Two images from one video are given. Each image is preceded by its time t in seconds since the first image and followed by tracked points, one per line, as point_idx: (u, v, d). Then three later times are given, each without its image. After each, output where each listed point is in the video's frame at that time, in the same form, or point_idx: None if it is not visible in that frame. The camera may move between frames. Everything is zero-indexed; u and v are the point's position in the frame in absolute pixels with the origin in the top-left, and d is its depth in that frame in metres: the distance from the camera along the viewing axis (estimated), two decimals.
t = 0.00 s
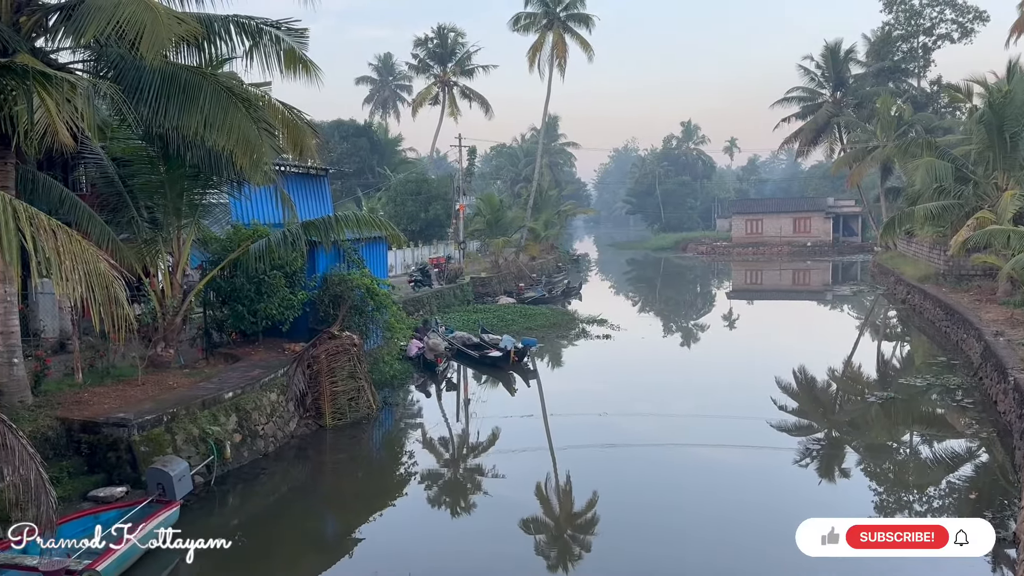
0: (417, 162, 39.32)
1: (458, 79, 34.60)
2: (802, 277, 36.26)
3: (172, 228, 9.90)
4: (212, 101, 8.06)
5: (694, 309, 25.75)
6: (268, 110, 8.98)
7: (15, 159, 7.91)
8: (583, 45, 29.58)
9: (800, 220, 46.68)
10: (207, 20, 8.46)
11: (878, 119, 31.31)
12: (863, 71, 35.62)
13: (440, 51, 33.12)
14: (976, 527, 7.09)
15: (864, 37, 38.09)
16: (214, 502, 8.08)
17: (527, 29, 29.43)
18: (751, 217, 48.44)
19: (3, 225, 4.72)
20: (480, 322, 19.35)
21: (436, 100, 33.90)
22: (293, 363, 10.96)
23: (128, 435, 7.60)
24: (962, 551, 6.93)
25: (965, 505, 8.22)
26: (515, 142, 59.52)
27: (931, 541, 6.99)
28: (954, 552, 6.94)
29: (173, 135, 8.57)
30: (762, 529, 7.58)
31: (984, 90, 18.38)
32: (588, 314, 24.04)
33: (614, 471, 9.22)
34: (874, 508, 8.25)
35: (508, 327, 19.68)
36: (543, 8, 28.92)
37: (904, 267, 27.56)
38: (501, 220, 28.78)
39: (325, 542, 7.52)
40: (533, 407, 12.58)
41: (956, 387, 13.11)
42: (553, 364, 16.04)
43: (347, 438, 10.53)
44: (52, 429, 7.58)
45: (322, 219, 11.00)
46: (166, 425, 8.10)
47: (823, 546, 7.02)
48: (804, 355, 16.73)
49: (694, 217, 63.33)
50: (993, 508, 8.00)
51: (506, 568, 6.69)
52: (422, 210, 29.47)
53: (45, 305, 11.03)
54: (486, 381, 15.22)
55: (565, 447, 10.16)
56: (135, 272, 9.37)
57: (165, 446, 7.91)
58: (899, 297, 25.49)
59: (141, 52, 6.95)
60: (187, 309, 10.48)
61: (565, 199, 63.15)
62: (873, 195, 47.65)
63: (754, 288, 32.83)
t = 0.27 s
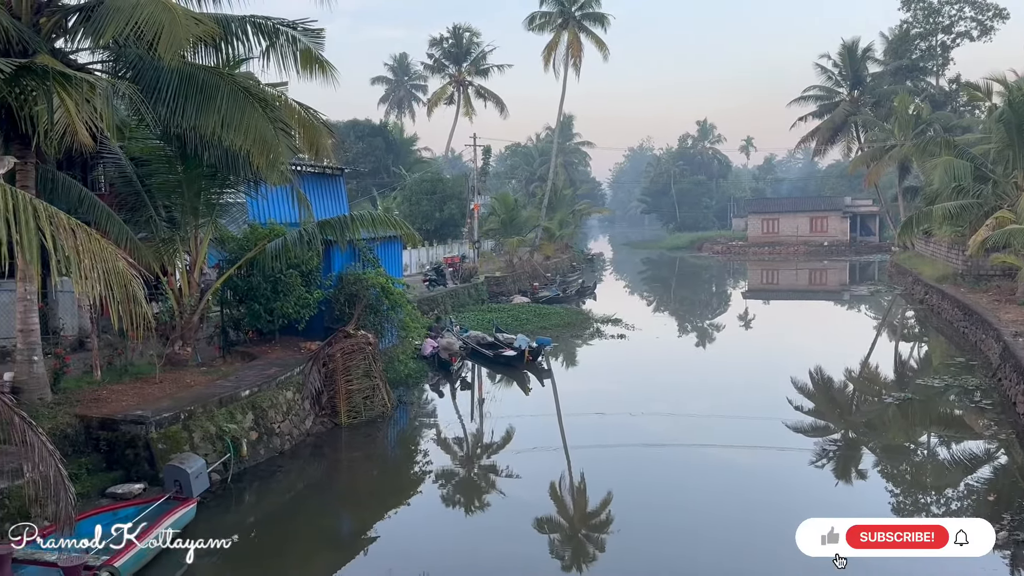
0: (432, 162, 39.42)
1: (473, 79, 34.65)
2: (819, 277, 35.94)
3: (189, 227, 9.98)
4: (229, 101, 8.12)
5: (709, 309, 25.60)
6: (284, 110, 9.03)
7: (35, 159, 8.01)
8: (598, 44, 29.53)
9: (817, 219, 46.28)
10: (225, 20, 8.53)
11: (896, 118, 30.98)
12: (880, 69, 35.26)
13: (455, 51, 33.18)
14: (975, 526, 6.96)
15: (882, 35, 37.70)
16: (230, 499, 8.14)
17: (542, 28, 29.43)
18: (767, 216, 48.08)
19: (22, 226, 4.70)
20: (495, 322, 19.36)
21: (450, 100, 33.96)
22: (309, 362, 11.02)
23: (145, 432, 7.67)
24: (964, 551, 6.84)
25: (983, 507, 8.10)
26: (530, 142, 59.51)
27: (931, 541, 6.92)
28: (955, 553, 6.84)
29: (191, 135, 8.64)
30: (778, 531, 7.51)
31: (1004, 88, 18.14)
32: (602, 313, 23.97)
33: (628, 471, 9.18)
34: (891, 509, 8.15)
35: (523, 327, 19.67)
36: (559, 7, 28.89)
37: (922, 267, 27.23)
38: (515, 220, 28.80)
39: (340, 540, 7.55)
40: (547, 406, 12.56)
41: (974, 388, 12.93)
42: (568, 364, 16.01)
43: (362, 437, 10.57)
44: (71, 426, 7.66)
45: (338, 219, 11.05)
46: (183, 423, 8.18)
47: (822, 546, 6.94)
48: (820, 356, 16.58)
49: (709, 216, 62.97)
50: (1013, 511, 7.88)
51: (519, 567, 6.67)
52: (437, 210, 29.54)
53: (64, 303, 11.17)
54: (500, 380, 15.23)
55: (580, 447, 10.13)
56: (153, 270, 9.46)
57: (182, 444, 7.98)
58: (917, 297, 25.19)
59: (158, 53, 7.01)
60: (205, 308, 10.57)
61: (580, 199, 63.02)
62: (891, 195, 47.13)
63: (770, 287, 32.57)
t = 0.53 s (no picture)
0: (453, 160, 39.50)
1: (494, 77, 34.66)
2: (843, 276, 35.44)
3: (214, 226, 10.09)
4: (253, 101, 8.20)
5: (731, 309, 25.37)
6: (307, 109, 9.10)
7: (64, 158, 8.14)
8: (620, 42, 29.38)
9: (841, 218, 45.63)
10: (249, 20, 8.60)
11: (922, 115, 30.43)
12: (907, 66, 34.65)
13: (477, 49, 33.18)
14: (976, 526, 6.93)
15: (909, 31, 37.04)
16: (254, 495, 8.22)
17: (564, 26, 29.34)
18: (791, 215, 47.53)
19: (51, 225, 4.72)
20: (516, 320, 19.36)
21: (472, 99, 34.00)
22: (331, 359, 11.10)
23: (171, 428, 7.79)
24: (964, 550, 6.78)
25: (1011, 510, 7.92)
26: (552, 140, 59.40)
27: (931, 541, 6.87)
28: (954, 553, 6.78)
29: (216, 134, 8.74)
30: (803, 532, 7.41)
31: None
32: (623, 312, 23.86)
33: (649, 470, 9.12)
34: (916, 511, 8.00)
35: (544, 325, 19.64)
36: (581, 5, 28.76)
37: (948, 266, 26.73)
38: (536, 219, 28.77)
39: (362, 536, 7.59)
40: (568, 405, 12.53)
41: (1003, 390, 12.65)
42: (589, 363, 15.96)
43: (384, 434, 10.63)
44: (98, 422, 7.78)
45: (360, 217, 11.11)
46: (208, 419, 8.29)
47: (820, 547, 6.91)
48: (845, 356, 16.33)
49: (732, 215, 62.38)
50: None
51: (539, 566, 6.66)
52: (459, 208, 29.60)
53: (92, 300, 11.36)
54: (521, 379, 15.22)
55: (601, 446, 10.08)
56: (179, 268, 9.58)
57: (206, 440, 8.08)
58: (943, 296, 24.73)
59: (184, 53, 7.09)
60: (229, 305, 10.70)
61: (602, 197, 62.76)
62: (918, 193, 46.30)
63: (793, 287, 32.18)
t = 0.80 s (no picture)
0: (478, 159, 39.55)
1: (519, 75, 34.63)
2: (873, 274, 34.82)
3: (242, 224, 10.22)
4: (281, 100, 8.29)
5: (757, 307, 25.07)
6: (334, 108, 9.16)
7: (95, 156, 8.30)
8: (645, 39, 29.18)
9: (870, 216, 44.83)
10: (277, 20, 8.68)
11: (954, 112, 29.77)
12: (938, 62, 33.91)
13: (502, 48, 33.16)
14: (975, 525, 6.94)
15: (941, 26, 36.24)
16: (280, 490, 8.31)
17: (589, 24, 29.23)
18: (819, 213, 46.83)
19: (82, 222, 4.68)
20: (540, 318, 19.34)
21: (496, 97, 34.02)
22: (356, 356, 11.18)
23: (199, 424, 7.90)
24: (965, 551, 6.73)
25: None
26: (577, 138, 59.22)
27: (931, 541, 6.83)
28: (954, 552, 6.74)
29: (244, 133, 8.84)
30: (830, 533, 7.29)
31: None
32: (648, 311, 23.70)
33: (674, 470, 9.05)
34: (945, 513, 7.83)
35: (567, 323, 19.58)
36: (606, 3, 28.60)
37: (980, 265, 26.12)
38: (560, 217, 28.73)
39: (387, 532, 7.64)
40: (592, 403, 12.49)
41: None
42: (613, 361, 15.89)
43: (409, 431, 10.69)
44: (128, 416, 7.91)
45: (385, 215, 11.14)
46: (236, 415, 8.40)
47: (822, 545, 6.86)
48: (875, 355, 16.04)
49: (759, 213, 61.62)
50: None
51: (562, 564, 6.64)
52: (483, 206, 29.63)
53: (122, 297, 11.56)
54: (545, 377, 15.19)
55: (625, 445, 10.03)
56: (207, 265, 9.72)
57: (234, 435, 8.19)
58: (974, 296, 24.17)
59: (213, 52, 7.18)
60: (257, 302, 10.83)
61: (627, 195, 62.40)
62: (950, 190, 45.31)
63: (820, 285, 31.71)
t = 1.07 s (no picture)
0: (504, 156, 39.55)
1: (545, 72, 34.54)
2: (904, 273, 34.12)
3: (271, 221, 10.34)
4: (309, 98, 8.37)
5: (785, 306, 24.73)
6: (361, 106, 9.21)
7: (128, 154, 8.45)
8: (673, 35, 28.90)
9: (902, 213, 43.93)
10: (305, 19, 8.75)
11: (990, 107, 29.02)
12: (971, 58, 32.93)
13: (528, 45, 33.08)
14: (975, 526, 7.05)
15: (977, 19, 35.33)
16: (308, 484, 8.40)
17: (616, 20, 29.07)
18: (850, 210, 46.16)
19: (116, 220, 4.68)
20: (565, 316, 19.29)
21: (523, 95, 33.98)
22: (383, 352, 11.25)
23: (228, 418, 8.01)
24: (965, 551, 6.80)
25: None
26: (603, 135, 58.92)
27: (931, 541, 6.96)
28: (955, 552, 6.81)
29: (273, 131, 8.93)
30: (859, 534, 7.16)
31: None
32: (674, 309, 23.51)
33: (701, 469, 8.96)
34: (977, 516, 7.65)
35: (593, 321, 19.49)
36: None
37: (1016, 264, 25.45)
38: (586, 214, 28.64)
39: (412, 527, 7.68)
40: (618, 401, 12.42)
41: None
42: (638, 359, 15.79)
43: (434, 427, 10.74)
44: (159, 411, 8.05)
45: (412, 213, 11.17)
46: (264, 410, 8.51)
47: (823, 545, 6.85)
48: (907, 355, 15.71)
49: (788, 210, 60.74)
50: None
51: (587, 562, 6.61)
52: (509, 204, 29.63)
53: (154, 293, 11.78)
54: (570, 375, 15.14)
55: (651, 443, 9.95)
56: (237, 262, 9.86)
57: (263, 430, 8.29)
58: (1010, 294, 23.56)
59: (242, 51, 7.26)
60: (285, 299, 10.97)
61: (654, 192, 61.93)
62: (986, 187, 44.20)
63: (851, 284, 31.17)
